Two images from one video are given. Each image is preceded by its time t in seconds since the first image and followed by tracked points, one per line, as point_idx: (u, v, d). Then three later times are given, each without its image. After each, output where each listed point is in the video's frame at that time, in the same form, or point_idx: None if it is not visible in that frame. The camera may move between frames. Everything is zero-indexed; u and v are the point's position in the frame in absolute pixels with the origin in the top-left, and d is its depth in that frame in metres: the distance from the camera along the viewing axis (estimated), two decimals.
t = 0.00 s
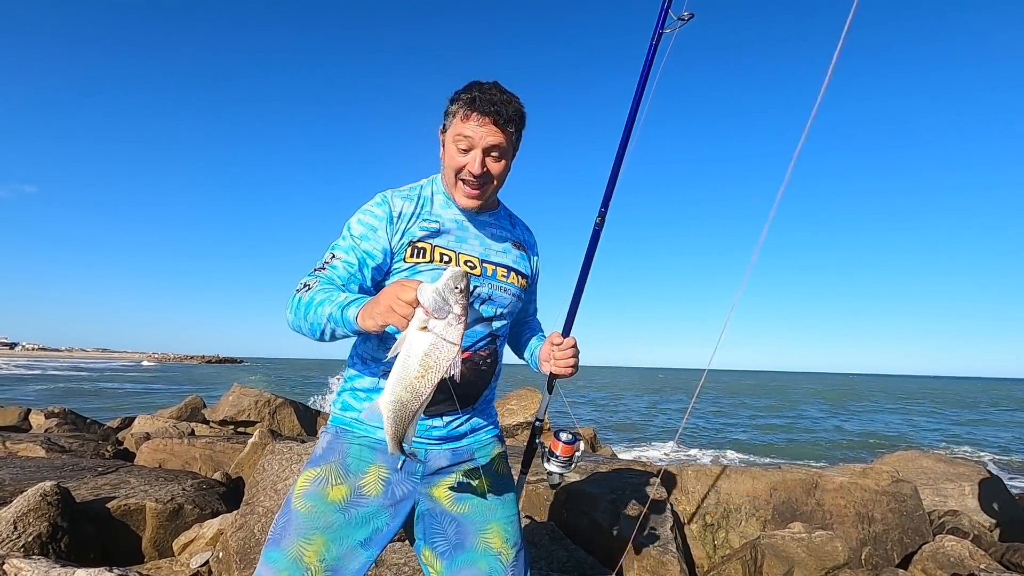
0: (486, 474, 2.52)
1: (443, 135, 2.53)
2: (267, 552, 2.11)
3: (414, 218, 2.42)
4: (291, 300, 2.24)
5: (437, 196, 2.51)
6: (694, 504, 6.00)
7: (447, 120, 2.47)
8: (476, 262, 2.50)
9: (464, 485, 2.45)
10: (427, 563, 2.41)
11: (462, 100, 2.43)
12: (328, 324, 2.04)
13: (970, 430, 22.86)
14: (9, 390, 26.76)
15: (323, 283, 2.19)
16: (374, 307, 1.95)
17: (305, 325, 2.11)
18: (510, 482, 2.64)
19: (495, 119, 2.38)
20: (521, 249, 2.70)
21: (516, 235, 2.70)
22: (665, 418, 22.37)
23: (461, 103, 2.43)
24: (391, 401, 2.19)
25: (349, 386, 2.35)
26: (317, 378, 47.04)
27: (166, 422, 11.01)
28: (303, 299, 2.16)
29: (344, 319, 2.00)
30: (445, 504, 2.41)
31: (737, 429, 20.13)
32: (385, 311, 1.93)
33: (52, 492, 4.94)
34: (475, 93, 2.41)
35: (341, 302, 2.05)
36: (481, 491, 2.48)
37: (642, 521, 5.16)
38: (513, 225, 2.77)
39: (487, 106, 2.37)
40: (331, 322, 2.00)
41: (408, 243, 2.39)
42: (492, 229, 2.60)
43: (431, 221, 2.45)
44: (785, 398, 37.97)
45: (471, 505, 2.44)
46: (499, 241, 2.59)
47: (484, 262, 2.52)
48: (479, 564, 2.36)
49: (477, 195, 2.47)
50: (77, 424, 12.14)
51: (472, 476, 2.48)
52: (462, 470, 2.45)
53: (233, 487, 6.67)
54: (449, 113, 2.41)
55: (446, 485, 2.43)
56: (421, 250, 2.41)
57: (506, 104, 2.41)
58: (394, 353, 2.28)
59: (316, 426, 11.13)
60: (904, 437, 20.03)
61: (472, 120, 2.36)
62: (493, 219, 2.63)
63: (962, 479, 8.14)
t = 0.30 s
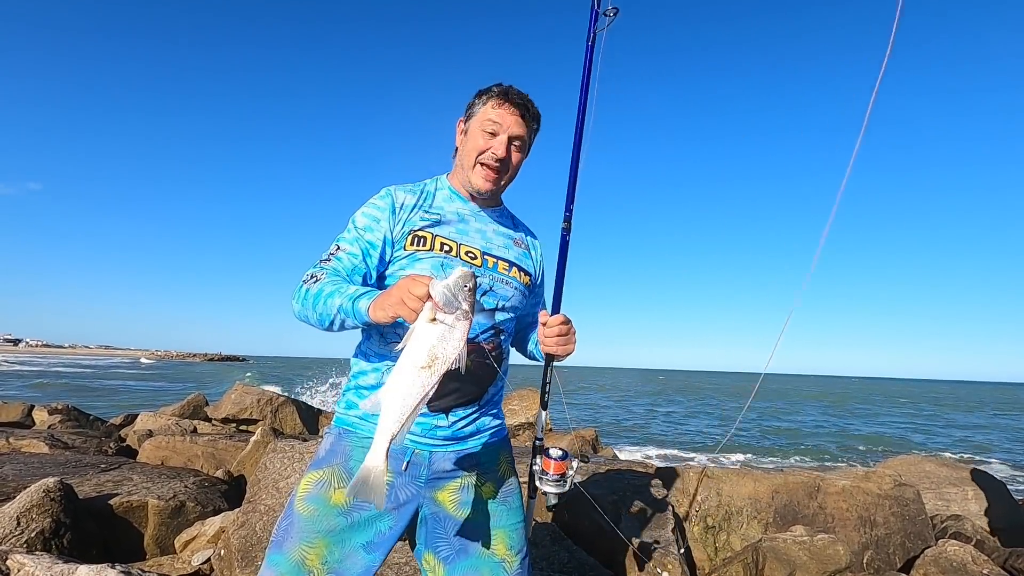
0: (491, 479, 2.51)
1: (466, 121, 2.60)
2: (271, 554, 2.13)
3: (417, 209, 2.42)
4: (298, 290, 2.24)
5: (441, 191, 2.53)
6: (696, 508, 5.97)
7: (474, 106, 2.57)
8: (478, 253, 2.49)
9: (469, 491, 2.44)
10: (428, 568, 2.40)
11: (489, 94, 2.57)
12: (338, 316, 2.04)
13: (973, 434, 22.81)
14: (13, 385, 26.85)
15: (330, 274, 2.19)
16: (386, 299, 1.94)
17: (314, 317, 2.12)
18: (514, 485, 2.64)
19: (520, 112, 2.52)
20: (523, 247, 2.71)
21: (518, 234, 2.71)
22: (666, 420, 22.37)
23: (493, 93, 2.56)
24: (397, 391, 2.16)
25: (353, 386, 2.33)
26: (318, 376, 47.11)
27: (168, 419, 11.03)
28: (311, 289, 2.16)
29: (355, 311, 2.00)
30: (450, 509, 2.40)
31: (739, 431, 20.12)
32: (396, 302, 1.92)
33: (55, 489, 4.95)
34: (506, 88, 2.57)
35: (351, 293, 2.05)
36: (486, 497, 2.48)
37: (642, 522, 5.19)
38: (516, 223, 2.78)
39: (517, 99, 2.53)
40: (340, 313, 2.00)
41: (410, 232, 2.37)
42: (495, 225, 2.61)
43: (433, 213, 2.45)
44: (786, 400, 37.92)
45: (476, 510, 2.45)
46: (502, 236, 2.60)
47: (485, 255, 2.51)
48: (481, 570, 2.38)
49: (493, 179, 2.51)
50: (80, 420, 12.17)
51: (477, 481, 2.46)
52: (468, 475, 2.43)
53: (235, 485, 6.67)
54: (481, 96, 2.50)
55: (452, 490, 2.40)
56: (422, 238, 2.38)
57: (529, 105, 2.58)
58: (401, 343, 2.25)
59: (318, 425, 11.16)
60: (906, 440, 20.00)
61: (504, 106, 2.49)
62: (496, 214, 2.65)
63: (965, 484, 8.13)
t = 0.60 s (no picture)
0: (495, 474, 2.51)
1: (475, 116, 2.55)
2: (280, 552, 2.14)
3: (427, 200, 2.41)
4: (307, 271, 2.23)
5: (452, 182, 2.53)
6: (697, 506, 5.98)
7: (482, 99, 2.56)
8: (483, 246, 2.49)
9: (473, 487, 2.44)
10: (432, 561, 2.43)
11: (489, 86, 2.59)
12: (353, 289, 2.03)
13: (974, 434, 22.78)
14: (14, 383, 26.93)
15: (341, 253, 2.18)
16: (407, 266, 1.94)
17: (326, 294, 2.11)
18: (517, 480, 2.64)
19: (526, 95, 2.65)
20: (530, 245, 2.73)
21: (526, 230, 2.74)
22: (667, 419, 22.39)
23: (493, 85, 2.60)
24: (423, 356, 2.17)
25: (357, 380, 2.32)
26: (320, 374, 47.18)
27: (170, 417, 11.05)
28: (322, 268, 2.15)
29: (374, 281, 2.00)
30: (455, 504, 2.41)
31: (739, 430, 20.13)
32: (418, 269, 1.92)
33: (57, 486, 4.96)
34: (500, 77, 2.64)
35: (366, 268, 2.05)
36: (490, 492, 2.47)
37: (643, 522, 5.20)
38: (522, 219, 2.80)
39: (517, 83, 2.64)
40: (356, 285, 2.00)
41: (420, 222, 2.38)
42: (503, 221, 2.62)
43: (442, 204, 2.45)
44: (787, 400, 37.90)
45: (479, 506, 2.44)
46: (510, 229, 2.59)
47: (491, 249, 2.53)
48: (483, 566, 2.39)
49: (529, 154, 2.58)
50: (82, 418, 12.20)
51: (481, 476, 2.46)
52: (472, 470, 2.43)
53: (236, 483, 6.69)
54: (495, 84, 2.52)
55: (456, 485, 2.41)
56: (431, 229, 2.38)
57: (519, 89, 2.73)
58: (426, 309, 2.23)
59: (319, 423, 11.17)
60: (905, 440, 20.00)
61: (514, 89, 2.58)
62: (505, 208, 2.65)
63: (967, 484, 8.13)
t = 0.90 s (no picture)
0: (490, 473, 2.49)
1: (480, 119, 2.49)
2: (276, 548, 2.14)
3: (436, 197, 2.42)
4: (314, 239, 2.12)
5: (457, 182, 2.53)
6: (696, 506, 5.99)
7: (489, 102, 2.48)
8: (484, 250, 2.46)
9: (468, 486, 2.43)
10: (427, 558, 2.43)
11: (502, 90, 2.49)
12: (381, 251, 1.96)
13: (972, 432, 22.81)
14: (12, 386, 26.88)
15: (357, 223, 2.11)
16: (450, 224, 1.91)
17: (344, 259, 2.01)
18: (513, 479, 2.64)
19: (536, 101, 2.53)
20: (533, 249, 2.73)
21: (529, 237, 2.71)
22: (666, 419, 22.41)
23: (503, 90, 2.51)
24: (467, 312, 2.17)
25: (353, 379, 2.32)
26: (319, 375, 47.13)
27: (168, 419, 11.04)
28: (338, 234, 2.06)
29: (409, 243, 1.94)
30: (449, 503, 2.40)
31: (738, 429, 20.15)
32: (464, 229, 1.91)
33: (56, 488, 4.95)
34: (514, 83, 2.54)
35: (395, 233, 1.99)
36: (484, 491, 2.46)
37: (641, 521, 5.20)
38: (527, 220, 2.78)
39: (531, 92, 2.54)
40: (385, 247, 1.93)
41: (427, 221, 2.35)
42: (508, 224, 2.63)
43: (448, 205, 2.44)
44: (786, 399, 37.91)
45: (474, 505, 2.43)
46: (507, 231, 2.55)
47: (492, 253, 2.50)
48: (477, 563, 2.39)
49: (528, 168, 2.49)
50: (80, 420, 12.18)
51: (476, 476, 2.45)
52: (467, 470, 2.43)
53: (235, 484, 6.68)
54: (502, 94, 2.45)
55: (451, 485, 2.40)
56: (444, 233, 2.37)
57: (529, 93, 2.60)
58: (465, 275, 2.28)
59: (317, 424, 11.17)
60: (904, 438, 20.03)
61: (525, 99, 2.47)
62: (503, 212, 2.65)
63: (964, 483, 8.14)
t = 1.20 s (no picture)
0: (485, 472, 2.50)
1: (505, 148, 2.34)
2: (272, 549, 2.14)
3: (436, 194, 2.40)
4: (320, 221, 2.10)
5: (454, 182, 2.48)
6: (695, 506, 5.99)
7: (521, 139, 2.31)
8: (480, 252, 2.43)
9: (463, 485, 2.44)
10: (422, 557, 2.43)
11: (540, 127, 2.32)
12: (397, 225, 1.95)
13: (969, 430, 22.87)
14: (9, 390, 26.84)
15: (366, 204, 2.09)
16: (469, 200, 1.89)
17: (356, 235, 1.99)
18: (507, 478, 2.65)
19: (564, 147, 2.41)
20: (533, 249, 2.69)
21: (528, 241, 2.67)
22: (664, 419, 22.44)
23: (543, 131, 2.33)
24: (491, 286, 2.19)
25: (349, 381, 2.32)
26: (317, 377, 47.06)
27: (166, 422, 11.02)
28: (347, 214, 2.05)
29: (426, 220, 1.93)
30: (445, 502, 2.41)
31: (736, 429, 20.18)
32: (484, 204, 1.88)
33: (53, 492, 4.94)
34: (555, 125, 2.35)
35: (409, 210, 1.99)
36: (479, 490, 2.47)
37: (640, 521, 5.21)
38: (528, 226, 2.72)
39: (565, 139, 2.39)
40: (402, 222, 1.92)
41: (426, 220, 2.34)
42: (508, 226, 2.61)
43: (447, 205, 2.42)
44: (784, 398, 37.97)
45: (468, 503, 2.44)
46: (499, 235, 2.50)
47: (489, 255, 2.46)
48: (472, 562, 2.39)
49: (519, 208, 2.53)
50: (77, 423, 12.15)
51: (471, 475, 2.46)
52: (462, 469, 2.43)
53: (233, 487, 6.67)
54: (538, 141, 2.30)
55: (446, 484, 2.41)
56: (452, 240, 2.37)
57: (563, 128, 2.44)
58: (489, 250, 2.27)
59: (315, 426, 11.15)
60: (901, 437, 20.09)
61: (555, 157, 2.35)
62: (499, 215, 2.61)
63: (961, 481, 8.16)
